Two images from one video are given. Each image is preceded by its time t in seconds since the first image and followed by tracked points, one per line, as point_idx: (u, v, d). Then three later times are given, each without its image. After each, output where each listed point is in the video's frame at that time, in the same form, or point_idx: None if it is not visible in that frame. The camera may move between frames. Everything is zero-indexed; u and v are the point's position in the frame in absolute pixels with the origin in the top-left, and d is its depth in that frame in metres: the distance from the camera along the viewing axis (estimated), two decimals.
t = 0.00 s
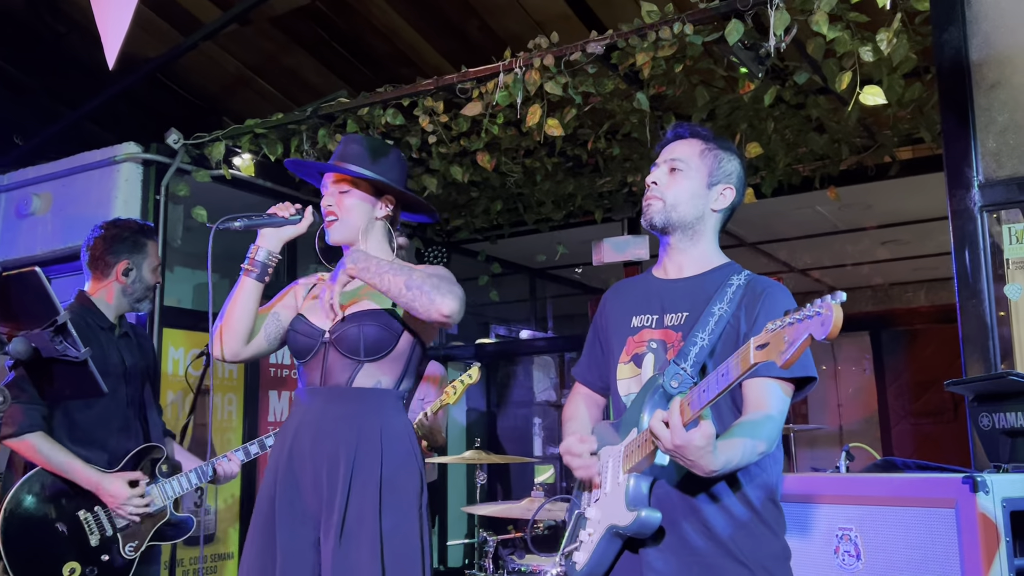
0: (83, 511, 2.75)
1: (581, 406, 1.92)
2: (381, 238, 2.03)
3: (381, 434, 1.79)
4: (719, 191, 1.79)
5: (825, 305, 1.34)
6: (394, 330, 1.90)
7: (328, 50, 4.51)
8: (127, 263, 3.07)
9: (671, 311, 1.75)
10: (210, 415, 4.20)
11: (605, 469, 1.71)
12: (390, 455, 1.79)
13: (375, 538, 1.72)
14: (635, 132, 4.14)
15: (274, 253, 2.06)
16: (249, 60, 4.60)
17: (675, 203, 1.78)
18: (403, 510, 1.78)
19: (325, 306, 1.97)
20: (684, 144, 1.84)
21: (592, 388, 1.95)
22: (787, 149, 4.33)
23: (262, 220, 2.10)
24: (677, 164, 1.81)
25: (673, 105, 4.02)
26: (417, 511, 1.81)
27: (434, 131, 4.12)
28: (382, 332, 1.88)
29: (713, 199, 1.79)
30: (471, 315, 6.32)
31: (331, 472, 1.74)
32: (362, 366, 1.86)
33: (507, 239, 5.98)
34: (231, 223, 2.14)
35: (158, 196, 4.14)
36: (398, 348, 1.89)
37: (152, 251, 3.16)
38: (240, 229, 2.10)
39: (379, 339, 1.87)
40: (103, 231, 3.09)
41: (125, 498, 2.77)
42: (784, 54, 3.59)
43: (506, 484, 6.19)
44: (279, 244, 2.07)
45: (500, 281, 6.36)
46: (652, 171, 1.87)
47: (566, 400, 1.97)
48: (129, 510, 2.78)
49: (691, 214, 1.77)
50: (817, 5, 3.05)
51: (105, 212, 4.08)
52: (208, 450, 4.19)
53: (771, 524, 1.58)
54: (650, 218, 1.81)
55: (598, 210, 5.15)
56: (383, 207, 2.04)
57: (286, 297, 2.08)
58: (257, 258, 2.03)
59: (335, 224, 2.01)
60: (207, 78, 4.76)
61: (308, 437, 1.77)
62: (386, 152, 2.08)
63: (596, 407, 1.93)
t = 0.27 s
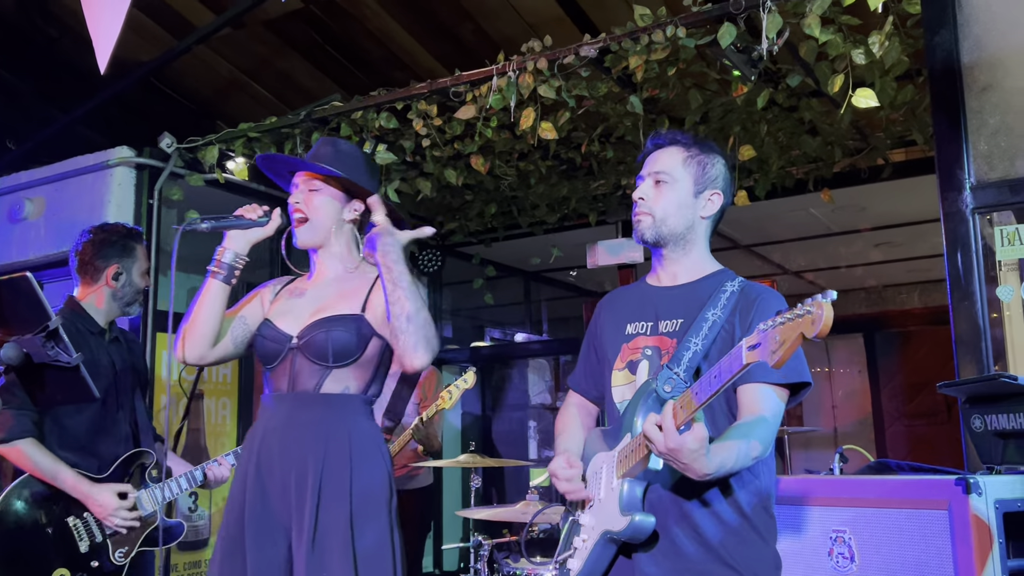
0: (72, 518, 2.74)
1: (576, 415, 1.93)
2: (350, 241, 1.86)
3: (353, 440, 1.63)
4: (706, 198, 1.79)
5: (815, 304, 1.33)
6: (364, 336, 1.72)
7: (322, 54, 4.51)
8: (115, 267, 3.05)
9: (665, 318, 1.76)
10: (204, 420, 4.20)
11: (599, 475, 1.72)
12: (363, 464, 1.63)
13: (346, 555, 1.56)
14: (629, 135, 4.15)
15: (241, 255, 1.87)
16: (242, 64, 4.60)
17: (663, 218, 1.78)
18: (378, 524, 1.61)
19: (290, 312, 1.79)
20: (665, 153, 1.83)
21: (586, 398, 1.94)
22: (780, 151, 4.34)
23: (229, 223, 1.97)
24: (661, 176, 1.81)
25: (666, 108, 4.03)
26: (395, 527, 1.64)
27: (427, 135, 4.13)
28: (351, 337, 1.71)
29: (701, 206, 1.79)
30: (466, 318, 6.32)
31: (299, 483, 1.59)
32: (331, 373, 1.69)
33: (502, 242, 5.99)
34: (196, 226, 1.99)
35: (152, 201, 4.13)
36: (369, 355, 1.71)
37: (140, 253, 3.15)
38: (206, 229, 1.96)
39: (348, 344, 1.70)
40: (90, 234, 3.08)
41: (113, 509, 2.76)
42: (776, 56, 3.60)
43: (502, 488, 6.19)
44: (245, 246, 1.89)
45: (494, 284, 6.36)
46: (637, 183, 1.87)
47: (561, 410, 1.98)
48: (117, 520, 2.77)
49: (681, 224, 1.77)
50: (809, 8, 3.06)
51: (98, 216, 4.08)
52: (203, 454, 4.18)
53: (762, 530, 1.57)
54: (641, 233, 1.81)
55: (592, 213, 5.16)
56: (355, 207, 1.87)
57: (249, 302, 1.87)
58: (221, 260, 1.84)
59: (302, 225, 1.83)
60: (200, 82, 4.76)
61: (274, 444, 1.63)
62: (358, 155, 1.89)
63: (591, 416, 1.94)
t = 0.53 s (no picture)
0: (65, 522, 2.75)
1: (568, 416, 1.93)
2: (308, 244, 1.79)
3: (313, 450, 1.57)
4: (701, 197, 1.80)
5: (814, 311, 1.34)
6: (323, 341, 1.64)
7: (316, 57, 4.51)
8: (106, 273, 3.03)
9: (658, 319, 1.76)
10: (199, 425, 4.19)
11: (593, 477, 1.72)
12: (324, 475, 1.57)
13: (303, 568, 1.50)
14: (623, 138, 4.16)
15: (194, 260, 1.79)
16: (236, 68, 4.60)
17: (656, 210, 1.80)
18: (337, 537, 1.55)
19: (248, 317, 1.71)
20: (667, 153, 1.86)
21: (576, 396, 1.95)
22: (774, 155, 4.35)
23: (181, 227, 1.89)
24: (660, 172, 1.83)
25: (660, 111, 4.03)
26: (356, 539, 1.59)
27: (421, 139, 4.13)
28: (309, 342, 1.63)
29: (696, 206, 1.81)
30: (461, 322, 6.31)
31: (257, 495, 1.53)
32: (289, 378, 1.61)
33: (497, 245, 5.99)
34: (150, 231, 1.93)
35: (145, 205, 4.12)
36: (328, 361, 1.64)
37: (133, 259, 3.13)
38: (155, 234, 1.93)
39: (307, 349, 1.63)
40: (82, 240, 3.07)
41: (101, 517, 2.72)
42: (769, 60, 3.61)
43: (497, 491, 6.19)
44: (198, 249, 1.80)
45: (489, 288, 6.36)
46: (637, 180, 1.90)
47: (552, 410, 1.97)
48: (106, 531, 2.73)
49: (672, 218, 1.79)
50: (802, 12, 3.06)
51: (92, 221, 4.07)
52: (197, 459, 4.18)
53: (757, 531, 1.58)
54: (634, 224, 1.83)
55: (587, 217, 5.17)
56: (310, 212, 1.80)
57: (208, 307, 1.78)
58: (175, 265, 1.77)
59: (256, 227, 1.76)
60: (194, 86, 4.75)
61: (230, 450, 1.56)
62: (314, 157, 1.87)
63: (582, 416, 1.95)
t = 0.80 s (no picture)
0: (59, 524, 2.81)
1: (559, 421, 1.92)
2: (260, 249, 1.90)
3: (264, 455, 1.68)
4: (696, 206, 1.81)
5: (813, 319, 1.37)
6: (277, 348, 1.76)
7: (307, 60, 4.51)
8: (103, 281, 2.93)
9: (651, 324, 1.76)
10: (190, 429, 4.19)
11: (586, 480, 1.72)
12: (275, 479, 1.68)
13: (256, 566, 1.62)
14: (613, 140, 4.17)
15: (148, 267, 1.91)
16: (228, 71, 4.60)
17: (656, 224, 1.78)
18: (289, 534, 1.68)
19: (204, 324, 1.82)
20: (654, 159, 1.83)
21: (568, 399, 1.94)
22: (764, 157, 4.36)
23: (134, 231, 1.97)
24: (654, 182, 1.80)
25: (651, 114, 4.04)
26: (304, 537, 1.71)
27: (412, 142, 4.13)
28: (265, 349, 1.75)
29: (691, 214, 1.81)
30: (454, 325, 6.32)
31: (211, 498, 1.64)
32: (245, 384, 1.73)
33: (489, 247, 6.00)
34: (98, 236, 2.00)
35: (135, 209, 4.12)
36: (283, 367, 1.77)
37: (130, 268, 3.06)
38: (109, 241, 1.97)
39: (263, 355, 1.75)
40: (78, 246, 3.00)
41: (91, 526, 2.73)
42: (758, 62, 3.61)
43: (490, 494, 6.20)
44: (153, 256, 1.92)
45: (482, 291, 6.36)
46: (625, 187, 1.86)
47: (542, 413, 1.96)
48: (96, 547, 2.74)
49: (673, 230, 1.78)
50: (790, 14, 3.05)
51: (82, 225, 4.07)
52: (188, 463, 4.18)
53: (746, 536, 1.59)
54: (634, 238, 1.80)
55: (578, 220, 5.19)
56: (261, 215, 1.91)
57: (164, 311, 1.91)
58: (130, 272, 1.88)
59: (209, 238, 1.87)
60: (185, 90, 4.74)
61: (188, 458, 1.68)
62: (258, 157, 1.91)
63: (573, 420, 1.93)
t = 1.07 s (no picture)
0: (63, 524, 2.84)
1: (562, 416, 1.90)
2: (229, 251, 1.99)
3: (234, 459, 1.82)
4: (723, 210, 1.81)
5: (798, 302, 1.38)
6: (250, 349, 1.90)
7: (305, 63, 4.51)
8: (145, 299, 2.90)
9: (656, 319, 1.75)
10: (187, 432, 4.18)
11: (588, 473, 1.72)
12: (246, 481, 1.82)
13: (230, 559, 1.76)
14: (610, 143, 4.17)
15: (117, 269, 2.00)
16: (225, 74, 4.60)
17: (693, 231, 1.74)
18: (257, 533, 1.81)
19: (173, 324, 1.92)
20: (682, 162, 1.77)
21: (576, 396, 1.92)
22: (760, 159, 4.36)
23: (103, 232, 1.99)
24: (686, 187, 1.76)
25: (647, 116, 4.03)
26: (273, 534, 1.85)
27: (409, 144, 4.14)
28: (237, 352, 1.88)
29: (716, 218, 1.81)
30: (452, 327, 6.32)
31: (183, 499, 1.76)
32: (216, 386, 1.85)
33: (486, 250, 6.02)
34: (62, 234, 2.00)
35: (132, 212, 4.12)
36: (255, 369, 1.90)
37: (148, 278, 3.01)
38: (78, 244, 1.94)
39: (235, 358, 1.87)
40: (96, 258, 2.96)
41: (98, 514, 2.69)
42: (755, 64, 3.61)
43: (488, 496, 6.20)
44: (123, 259, 2.00)
45: (479, 293, 6.36)
46: (647, 191, 1.79)
47: (552, 408, 1.95)
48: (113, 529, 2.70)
49: (707, 237, 1.77)
50: (786, 17, 3.05)
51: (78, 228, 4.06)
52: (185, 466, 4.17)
53: (748, 532, 1.58)
54: (668, 245, 1.75)
55: (575, 222, 5.21)
56: (230, 218, 2.00)
57: (131, 314, 2.00)
58: (98, 274, 1.97)
59: (178, 239, 1.96)
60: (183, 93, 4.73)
61: (154, 465, 1.78)
62: (225, 160, 2.03)
63: (579, 417, 1.91)
